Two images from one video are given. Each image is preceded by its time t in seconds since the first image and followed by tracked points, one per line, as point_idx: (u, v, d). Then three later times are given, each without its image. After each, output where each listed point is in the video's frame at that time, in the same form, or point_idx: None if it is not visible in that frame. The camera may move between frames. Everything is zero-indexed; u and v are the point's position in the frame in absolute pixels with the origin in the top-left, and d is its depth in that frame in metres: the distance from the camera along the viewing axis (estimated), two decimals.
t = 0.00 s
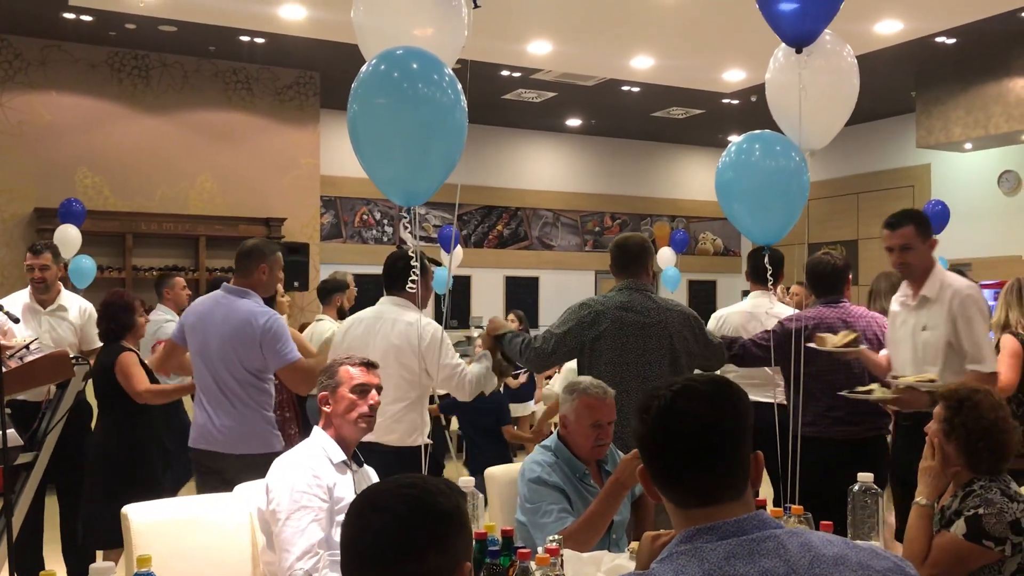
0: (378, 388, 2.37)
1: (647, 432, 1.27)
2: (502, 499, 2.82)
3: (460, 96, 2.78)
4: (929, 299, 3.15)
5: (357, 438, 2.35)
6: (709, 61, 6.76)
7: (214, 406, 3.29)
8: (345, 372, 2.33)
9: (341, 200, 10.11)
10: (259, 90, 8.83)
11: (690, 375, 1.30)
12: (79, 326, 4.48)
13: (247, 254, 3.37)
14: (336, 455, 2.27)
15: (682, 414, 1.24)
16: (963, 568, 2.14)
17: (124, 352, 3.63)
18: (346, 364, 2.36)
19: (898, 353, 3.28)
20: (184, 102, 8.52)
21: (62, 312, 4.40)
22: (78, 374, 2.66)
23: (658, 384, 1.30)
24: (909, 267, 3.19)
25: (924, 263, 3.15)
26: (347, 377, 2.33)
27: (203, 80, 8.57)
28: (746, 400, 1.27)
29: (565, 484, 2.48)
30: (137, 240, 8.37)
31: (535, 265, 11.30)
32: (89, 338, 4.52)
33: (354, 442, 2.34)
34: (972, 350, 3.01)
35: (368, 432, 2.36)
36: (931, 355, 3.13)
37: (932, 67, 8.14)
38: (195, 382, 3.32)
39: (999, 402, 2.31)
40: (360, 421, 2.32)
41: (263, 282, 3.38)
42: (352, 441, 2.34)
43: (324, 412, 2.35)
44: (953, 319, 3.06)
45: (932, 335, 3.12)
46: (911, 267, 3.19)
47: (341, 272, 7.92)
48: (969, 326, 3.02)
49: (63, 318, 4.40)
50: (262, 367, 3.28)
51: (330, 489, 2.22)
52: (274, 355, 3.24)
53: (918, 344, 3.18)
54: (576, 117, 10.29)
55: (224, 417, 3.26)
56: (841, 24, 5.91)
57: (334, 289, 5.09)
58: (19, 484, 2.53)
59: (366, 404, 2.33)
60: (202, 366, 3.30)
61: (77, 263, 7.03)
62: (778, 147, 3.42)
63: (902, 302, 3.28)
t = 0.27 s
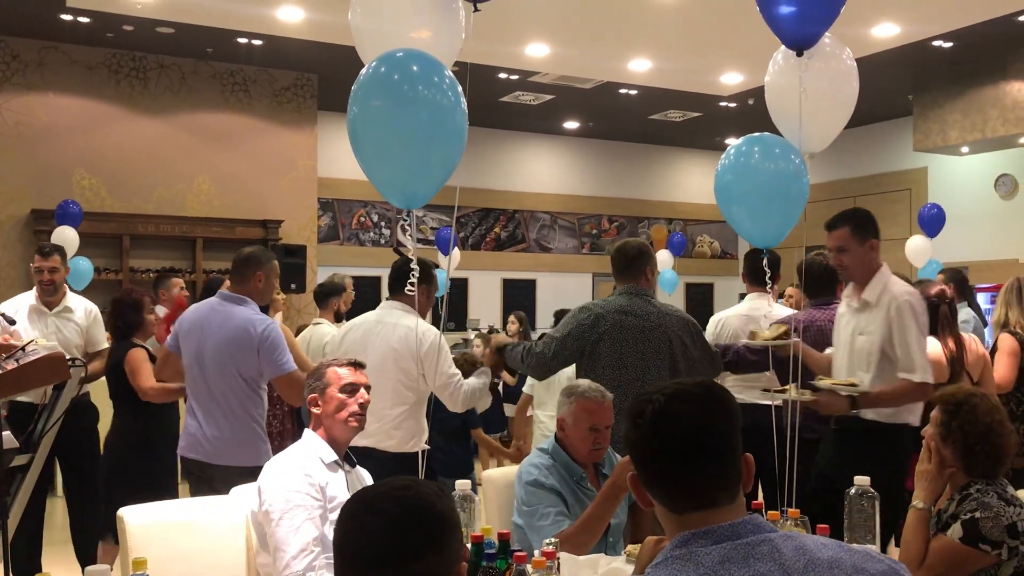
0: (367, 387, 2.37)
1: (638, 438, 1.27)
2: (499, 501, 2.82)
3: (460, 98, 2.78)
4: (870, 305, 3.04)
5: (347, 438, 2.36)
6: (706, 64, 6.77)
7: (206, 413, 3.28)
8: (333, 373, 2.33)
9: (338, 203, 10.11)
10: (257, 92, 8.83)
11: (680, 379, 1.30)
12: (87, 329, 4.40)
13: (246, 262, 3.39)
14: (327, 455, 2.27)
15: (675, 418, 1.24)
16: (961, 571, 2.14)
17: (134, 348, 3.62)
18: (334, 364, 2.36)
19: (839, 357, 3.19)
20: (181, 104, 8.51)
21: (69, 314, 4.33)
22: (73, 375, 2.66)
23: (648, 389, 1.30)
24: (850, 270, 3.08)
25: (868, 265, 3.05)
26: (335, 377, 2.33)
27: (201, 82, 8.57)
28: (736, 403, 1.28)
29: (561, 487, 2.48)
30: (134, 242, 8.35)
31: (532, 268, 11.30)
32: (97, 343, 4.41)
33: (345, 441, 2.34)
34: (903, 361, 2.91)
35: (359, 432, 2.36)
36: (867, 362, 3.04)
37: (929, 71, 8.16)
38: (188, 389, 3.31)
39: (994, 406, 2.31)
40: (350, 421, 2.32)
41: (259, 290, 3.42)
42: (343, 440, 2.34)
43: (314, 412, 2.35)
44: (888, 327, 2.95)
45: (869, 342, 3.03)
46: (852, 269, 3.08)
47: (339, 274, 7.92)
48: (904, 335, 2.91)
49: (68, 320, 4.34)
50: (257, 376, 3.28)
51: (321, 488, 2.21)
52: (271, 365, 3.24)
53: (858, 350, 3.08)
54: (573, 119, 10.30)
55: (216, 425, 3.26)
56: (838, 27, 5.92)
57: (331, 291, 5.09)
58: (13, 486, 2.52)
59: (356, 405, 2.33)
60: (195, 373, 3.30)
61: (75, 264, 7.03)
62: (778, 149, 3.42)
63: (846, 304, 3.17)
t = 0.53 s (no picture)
0: (360, 388, 2.36)
1: (630, 444, 1.27)
2: (498, 503, 2.82)
3: (460, 99, 2.78)
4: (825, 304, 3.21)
5: (342, 440, 2.35)
6: (705, 65, 6.77)
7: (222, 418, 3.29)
8: (325, 375, 2.33)
9: (338, 204, 10.11)
10: (256, 93, 8.83)
11: (672, 383, 1.31)
12: (111, 330, 4.39)
13: (260, 265, 3.40)
14: (322, 457, 2.27)
15: (670, 421, 1.24)
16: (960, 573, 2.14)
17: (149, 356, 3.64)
18: (326, 366, 2.36)
19: (793, 357, 3.29)
20: (180, 106, 8.51)
21: (92, 315, 4.34)
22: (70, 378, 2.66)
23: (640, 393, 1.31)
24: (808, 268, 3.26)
25: (820, 265, 3.24)
26: (327, 379, 2.33)
27: (200, 84, 8.57)
28: (728, 406, 1.28)
29: (560, 489, 2.48)
30: (133, 243, 8.35)
31: (531, 269, 11.30)
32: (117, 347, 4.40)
33: (340, 443, 2.34)
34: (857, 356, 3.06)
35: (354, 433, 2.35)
36: (825, 360, 3.16)
37: (928, 72, 8.16)
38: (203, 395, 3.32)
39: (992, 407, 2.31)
40: (344, 422, 2.31)
41: (274, 294, 3.42)
42: (337, 442, 2.34)
43: (308, 415, 2.34)
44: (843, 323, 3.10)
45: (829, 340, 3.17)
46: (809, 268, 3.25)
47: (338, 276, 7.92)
48: (860, 330, 3.08)
49: (92, 321, 4.34)
50: (273, 380, 3.29)
51: (317, 490, 2.21)
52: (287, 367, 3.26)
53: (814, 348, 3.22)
54: (572, 121, 10.30)
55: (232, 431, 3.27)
56: (836, 29, 5.92)
57: (331, 293, 5.09)
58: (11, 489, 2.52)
59: (349, 406, 2.33)
60: (211, 378, 3.31)
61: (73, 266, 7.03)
62: (778, 151, 3.42)
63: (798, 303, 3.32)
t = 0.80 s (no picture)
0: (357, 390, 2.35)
1: (624, 445, 1.27)
2: (496, 503, 2.82)
3: (458, 99, 2.78)
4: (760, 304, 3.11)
5: (338, 441, 2.35)
6: (704, 65, 6.77)
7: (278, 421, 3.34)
8: (322, 376, 2.31)
9: (336, 204, 10.11)
10: (255, 93, 8.82)
11: (666, 384, 1.31)
12: (128, 330, 4.37)
13: (296, 267, 3.43)
14: (317, 459, 2.28)
15: (664, 420, 1.24)
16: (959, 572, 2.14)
17: (174, 357, 3.50)
18: (324, 367, 2.34)
19: (724, 357, 3.18)
20: (179, 106, 8.51)
21: (108, 316, 4.32)
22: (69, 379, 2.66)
23: (633, 394, 1.31)
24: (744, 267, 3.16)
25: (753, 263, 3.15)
26: (325, 381, 2.30)
27: (198, 84, 8.57)
28: (722, 406, 1.28)
29: (559, 489, 2.48)
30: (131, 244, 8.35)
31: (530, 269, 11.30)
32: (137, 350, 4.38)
33: (336, 444, 2.34)
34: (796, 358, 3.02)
35: (350, 434, 2.35)
36: (761, 361, 3.08)
37: (926, 72, 8.17)
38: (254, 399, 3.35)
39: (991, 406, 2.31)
40: (340, 424, 2.31)
41: (312, 295, 3.46)
42: (335, 443, 2.34)
43: (304, 417, 2.35)
44: (778, 323, 3.05)
45: (766, 342, 3.08)
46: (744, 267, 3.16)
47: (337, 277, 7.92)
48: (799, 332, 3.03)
49: (108, 322, 4.32)
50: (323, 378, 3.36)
51: (314, 492, 2.20)
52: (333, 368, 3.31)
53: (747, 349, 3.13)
54: (571, 121, 10.30)
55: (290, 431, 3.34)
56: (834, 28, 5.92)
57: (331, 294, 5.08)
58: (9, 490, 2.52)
59: (345, 408, 2.32)
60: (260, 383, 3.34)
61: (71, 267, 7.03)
62: (777, 151, 3.42)
63: (730, 302, 3.21)
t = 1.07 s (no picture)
0: (357, 394, 2.35)
1: (621, 443, 1.27)
2: (496, 502, 2.81)
3: (455, 98, 2.78)
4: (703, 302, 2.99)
5: (336, 443, 2.35)
6: (702, 64, 6.77)
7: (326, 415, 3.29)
8: (322, 378, 2.32)
9: (335, 204, 10.11)
10: (253, 93, 8.82)
11: (664, 381, 1.31)
12: (132, 330, 4.36)
13: (340, 261, 3.41)
14: (316, 460, 2.28)
15: (662, 419, 1.24)
16: (957, 570, 2.15)
17: (210, 358, 3.42)
18: (324, 368, 2.35)
19: (673, 349, 3.15)
20: (177, 106, 8.50)
21: (112, 316, 4.29)
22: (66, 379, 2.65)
23: (632, 393, 1.31)
24: (682, 266, 3.00)
25: (694, 259, 2.99)
26: (325, 382, 2.32)
27: (196, 83, 8.56)
28: (720, 406, 1.28)
29: (559, 488, 2.48)
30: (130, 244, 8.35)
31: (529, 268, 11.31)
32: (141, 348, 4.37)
33: (334, 445, 2.34)
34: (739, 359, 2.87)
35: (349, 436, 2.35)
36: (704, 359, 3.00)
37: (924, 70, 8.17)
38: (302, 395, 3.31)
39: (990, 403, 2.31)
40: (338, 427, 2.31)
41: (359, 287, 3.43)
42: (333, 444, 2.34)
43: (303, 416, 2.36)
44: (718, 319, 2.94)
45: (707, 337, 2.98)
46: (682, 265, 3.00)
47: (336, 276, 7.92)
48: (739, 332, 2.88)
49: (112, 322, 4.30)
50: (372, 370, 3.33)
51: (311, 495, 2.20)
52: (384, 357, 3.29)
53: (693, 346, 3.04)
54: (569, 119, 10.31)
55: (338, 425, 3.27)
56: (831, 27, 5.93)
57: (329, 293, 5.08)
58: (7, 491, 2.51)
59: (344, 411, 2.32)
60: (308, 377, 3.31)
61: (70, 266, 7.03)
62: (775, 149, 3.42)
63: (677, 297, 3.12)
